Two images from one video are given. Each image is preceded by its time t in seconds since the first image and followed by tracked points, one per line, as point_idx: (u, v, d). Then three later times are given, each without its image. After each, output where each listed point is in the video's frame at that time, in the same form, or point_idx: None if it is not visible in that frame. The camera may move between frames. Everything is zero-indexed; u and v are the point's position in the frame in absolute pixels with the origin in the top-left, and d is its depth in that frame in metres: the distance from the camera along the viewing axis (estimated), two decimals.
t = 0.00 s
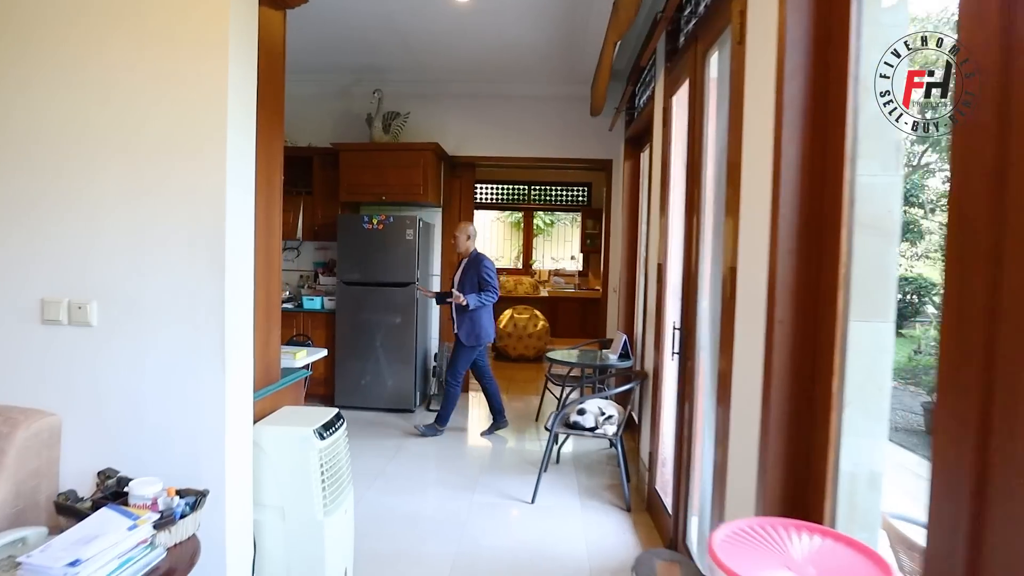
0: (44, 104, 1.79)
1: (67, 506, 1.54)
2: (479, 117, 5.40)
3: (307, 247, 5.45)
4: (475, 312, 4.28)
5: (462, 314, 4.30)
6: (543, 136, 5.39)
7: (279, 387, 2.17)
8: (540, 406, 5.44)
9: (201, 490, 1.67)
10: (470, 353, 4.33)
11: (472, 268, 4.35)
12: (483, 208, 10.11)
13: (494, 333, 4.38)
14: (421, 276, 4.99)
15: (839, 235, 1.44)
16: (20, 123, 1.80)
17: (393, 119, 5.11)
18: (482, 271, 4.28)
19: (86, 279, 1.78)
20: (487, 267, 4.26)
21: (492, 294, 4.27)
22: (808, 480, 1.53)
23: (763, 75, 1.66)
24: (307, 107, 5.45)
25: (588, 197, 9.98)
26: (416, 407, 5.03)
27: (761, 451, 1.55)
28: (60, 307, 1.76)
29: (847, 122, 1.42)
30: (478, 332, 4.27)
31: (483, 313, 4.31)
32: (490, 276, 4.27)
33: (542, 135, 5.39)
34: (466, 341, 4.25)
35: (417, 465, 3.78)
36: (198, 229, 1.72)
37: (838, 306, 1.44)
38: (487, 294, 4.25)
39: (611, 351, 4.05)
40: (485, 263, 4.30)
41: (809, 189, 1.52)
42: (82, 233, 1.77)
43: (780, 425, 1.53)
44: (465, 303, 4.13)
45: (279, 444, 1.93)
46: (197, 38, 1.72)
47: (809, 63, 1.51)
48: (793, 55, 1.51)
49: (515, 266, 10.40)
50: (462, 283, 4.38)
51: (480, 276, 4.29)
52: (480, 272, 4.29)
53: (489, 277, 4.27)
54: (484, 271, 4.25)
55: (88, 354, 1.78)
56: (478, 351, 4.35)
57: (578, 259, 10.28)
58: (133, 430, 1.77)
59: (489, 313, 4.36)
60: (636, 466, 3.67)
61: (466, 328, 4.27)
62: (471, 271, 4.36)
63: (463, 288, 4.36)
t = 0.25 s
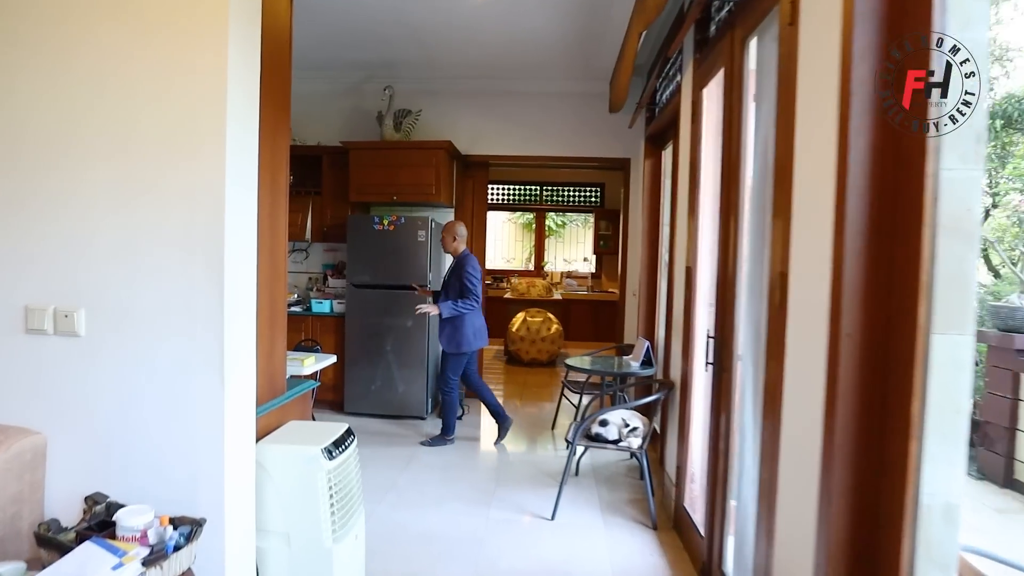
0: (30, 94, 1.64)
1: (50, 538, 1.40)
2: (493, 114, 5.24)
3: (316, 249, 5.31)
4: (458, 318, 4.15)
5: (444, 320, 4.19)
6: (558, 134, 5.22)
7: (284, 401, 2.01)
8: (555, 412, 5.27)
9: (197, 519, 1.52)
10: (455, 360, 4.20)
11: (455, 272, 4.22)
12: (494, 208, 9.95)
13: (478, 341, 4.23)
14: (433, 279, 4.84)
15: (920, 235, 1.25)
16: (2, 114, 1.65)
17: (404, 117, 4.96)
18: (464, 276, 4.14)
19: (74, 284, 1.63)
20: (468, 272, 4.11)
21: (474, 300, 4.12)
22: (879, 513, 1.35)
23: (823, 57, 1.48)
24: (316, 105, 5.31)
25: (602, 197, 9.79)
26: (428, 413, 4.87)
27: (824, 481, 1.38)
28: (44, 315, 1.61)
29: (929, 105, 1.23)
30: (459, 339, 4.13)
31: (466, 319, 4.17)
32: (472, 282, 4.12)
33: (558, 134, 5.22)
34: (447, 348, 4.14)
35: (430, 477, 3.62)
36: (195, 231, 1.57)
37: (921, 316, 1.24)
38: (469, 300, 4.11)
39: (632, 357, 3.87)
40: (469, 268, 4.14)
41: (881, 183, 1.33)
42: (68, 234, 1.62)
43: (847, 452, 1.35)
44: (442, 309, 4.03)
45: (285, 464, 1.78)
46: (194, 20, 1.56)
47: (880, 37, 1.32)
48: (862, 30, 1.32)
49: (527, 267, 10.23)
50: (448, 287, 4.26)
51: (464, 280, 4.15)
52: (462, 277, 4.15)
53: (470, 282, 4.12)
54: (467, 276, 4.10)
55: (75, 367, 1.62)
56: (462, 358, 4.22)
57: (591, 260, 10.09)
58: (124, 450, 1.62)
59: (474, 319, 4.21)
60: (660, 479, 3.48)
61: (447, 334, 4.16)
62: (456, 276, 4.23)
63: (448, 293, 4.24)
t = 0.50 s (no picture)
0: (16, 87, 1.51)
1: None
2: (508, 114, 5.10)
3: (327, 252, 5.20)
4: (447, 322, 4.01)
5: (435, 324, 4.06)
6: (576, 133, 5.06)
7: (291, 418, 1.87)
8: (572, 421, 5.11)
9: (194, 555, 1.45)
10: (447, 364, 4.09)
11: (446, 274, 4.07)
12: (507, 210, 9.82)
13: (469, 346, 4.08)
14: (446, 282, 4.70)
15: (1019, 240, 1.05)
16: None
17: (418, 116, 4.82)
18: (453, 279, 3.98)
19: (64, 295, 1.49)
20: (458, 276, 3.94)
21: (463, 305, 3.96)
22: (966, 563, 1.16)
23: (892, 39, 1.31)
24: (328, 105, 5.20)
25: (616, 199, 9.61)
26: (442, 421, 4.73)
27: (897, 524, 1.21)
28: (31, 328, 1.48)
29: None
30: (449, 344, 4.01)
31: (455, 324, 4.02)
32: (461, 285, 3.96)
33: (575, 133, 5.06)
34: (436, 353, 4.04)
35: (445, 489, 3.47)
36: (192, 237, 1.42)
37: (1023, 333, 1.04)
38: (457, 305, 3.95)
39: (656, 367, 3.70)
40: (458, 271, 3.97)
41: (970, 181, 1.14)
42: (56, 240, 1.49)
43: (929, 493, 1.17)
44: (428, 314, 3.91)
45: (291, 490, 1.64)
46: (191, 4, 1.42)
47: (970, 12, 1.13)
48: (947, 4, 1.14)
49: (540, 270, 10.08)
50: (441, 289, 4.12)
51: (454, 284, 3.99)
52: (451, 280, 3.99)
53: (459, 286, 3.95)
54: (456, 280, 3.94)
55: (62, 384, 1.49)
56: (452, 365, 4.08)
57: (605, 263, 9.92)
58: (116, 476, 1.49)
59: (465, 323, 4.05)
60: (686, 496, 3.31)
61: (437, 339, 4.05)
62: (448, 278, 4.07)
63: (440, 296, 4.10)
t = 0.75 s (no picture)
0: None
1: None
2: (522, 113, 4.96)
3: (337, 255, 5.09)
4: (442, 328, 3.88)
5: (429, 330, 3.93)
6: (592, 133, 4.91)
7: (294, 435, 1.74)
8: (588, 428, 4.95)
9: None
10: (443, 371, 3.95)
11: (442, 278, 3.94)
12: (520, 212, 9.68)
13: (465, 353, 3.94)
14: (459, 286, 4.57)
15: None
16: None
17: (430, 115, 4.70)
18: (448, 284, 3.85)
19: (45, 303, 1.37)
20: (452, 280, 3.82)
21: (457, 310, 3.83)
22: None
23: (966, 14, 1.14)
24: (338, 104, 5.10)
25: (631, 200, 9.44)
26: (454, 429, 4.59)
27: (977, 571, 1.05)
28: (11, 340, 1.36)
29: None
30: (444, 351, 3.87)
31: (450, 330, 3.89)
32: (455, 290, 3.83)
33: (592, 132, 4.91)
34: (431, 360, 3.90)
35: (458, 501, 3.34)
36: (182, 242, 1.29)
37: None
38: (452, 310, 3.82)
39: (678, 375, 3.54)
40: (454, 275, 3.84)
41: None
42: (36, 244, 1.37)
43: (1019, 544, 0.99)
44: (422, 321, 3.77)
45: (291, 514, 1.51)
46: None
47: None
48: None
49: (553, 272, 9.93)
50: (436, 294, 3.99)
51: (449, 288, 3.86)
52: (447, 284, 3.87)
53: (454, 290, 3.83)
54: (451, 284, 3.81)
55: (44, 402, 1.37)
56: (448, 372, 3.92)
57: (619, 265, 9.74)
58: (100, 503, 1.37)
59: (459, 329, 3.92)
60: (711, 512, 3.14)
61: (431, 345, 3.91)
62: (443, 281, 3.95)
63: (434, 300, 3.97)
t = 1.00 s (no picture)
0: None
1: None
2: (537, 109, 4.81)
3: (347, 256, 4.98)
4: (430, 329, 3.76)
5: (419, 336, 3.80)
6: (610, 130, 4.74)
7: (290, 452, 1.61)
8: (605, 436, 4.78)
9: None
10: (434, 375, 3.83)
11: (432, 279, 3.83)
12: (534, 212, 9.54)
13: (451, 354, 3.85)
14: (472, 288, 4.43)
15: None
16: None
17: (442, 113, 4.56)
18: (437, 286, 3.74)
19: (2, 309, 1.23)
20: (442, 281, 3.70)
21: (448, 312, 3.72)
22: None
23: None
24: (349, 102, 4.99)
25: (647, 200, 9.26)
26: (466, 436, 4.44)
27: None
28: None
29: None
30: (432, 351, 3.76)
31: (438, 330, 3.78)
32: (445, 291, 3.72)
33: (609, 129, 4.74)
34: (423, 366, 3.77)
35: (469, 514, 3.19)
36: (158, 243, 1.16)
37: None
38: (444, 313, 3.71)
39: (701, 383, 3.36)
40: (444, 276, 3.74)
41: None
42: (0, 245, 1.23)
43: None
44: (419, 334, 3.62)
45: (283, 542, 1.38)
46: None
47: None
48: None
49: (567, 274, 9.76)
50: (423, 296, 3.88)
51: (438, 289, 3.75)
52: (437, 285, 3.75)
53: (444, 292, 3.71)
54: (441, 286, 3.70)
55: (10, 419, 1.25)
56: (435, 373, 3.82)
57: (635, 267, 9.55)
58: (71, 531, 1.24)
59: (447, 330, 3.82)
60: (738, 529, 2.96)
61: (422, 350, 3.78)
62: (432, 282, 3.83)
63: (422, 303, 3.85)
